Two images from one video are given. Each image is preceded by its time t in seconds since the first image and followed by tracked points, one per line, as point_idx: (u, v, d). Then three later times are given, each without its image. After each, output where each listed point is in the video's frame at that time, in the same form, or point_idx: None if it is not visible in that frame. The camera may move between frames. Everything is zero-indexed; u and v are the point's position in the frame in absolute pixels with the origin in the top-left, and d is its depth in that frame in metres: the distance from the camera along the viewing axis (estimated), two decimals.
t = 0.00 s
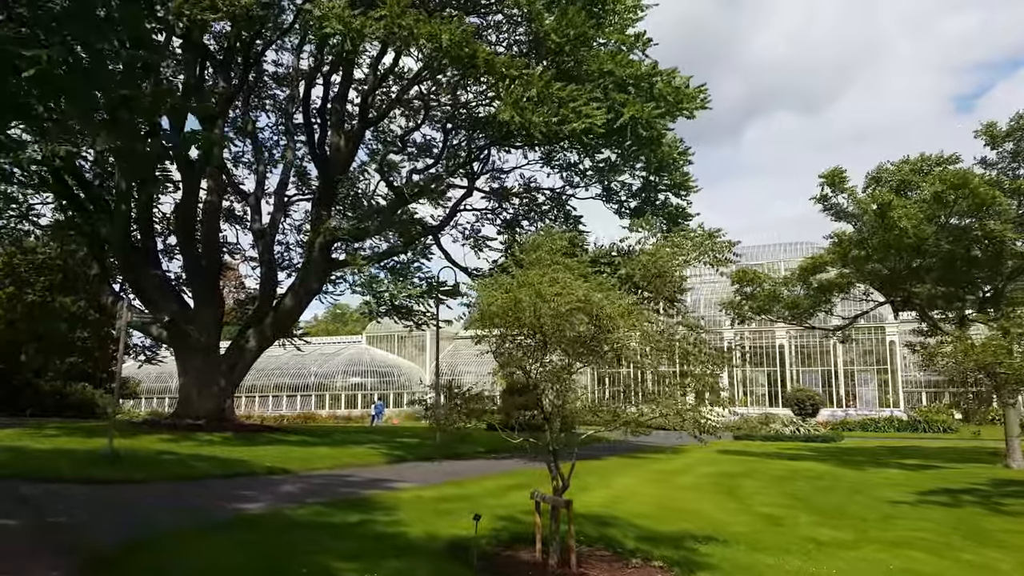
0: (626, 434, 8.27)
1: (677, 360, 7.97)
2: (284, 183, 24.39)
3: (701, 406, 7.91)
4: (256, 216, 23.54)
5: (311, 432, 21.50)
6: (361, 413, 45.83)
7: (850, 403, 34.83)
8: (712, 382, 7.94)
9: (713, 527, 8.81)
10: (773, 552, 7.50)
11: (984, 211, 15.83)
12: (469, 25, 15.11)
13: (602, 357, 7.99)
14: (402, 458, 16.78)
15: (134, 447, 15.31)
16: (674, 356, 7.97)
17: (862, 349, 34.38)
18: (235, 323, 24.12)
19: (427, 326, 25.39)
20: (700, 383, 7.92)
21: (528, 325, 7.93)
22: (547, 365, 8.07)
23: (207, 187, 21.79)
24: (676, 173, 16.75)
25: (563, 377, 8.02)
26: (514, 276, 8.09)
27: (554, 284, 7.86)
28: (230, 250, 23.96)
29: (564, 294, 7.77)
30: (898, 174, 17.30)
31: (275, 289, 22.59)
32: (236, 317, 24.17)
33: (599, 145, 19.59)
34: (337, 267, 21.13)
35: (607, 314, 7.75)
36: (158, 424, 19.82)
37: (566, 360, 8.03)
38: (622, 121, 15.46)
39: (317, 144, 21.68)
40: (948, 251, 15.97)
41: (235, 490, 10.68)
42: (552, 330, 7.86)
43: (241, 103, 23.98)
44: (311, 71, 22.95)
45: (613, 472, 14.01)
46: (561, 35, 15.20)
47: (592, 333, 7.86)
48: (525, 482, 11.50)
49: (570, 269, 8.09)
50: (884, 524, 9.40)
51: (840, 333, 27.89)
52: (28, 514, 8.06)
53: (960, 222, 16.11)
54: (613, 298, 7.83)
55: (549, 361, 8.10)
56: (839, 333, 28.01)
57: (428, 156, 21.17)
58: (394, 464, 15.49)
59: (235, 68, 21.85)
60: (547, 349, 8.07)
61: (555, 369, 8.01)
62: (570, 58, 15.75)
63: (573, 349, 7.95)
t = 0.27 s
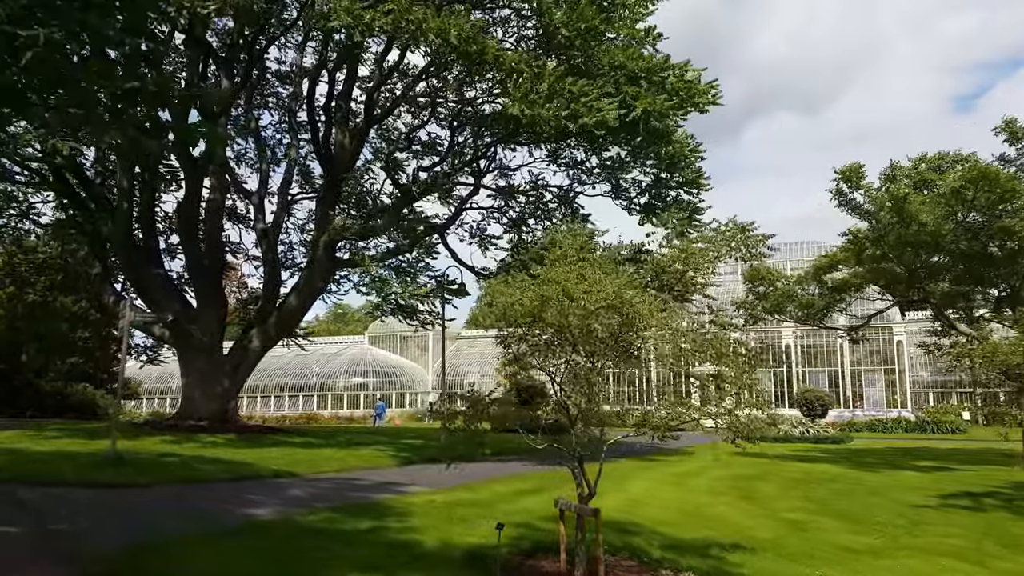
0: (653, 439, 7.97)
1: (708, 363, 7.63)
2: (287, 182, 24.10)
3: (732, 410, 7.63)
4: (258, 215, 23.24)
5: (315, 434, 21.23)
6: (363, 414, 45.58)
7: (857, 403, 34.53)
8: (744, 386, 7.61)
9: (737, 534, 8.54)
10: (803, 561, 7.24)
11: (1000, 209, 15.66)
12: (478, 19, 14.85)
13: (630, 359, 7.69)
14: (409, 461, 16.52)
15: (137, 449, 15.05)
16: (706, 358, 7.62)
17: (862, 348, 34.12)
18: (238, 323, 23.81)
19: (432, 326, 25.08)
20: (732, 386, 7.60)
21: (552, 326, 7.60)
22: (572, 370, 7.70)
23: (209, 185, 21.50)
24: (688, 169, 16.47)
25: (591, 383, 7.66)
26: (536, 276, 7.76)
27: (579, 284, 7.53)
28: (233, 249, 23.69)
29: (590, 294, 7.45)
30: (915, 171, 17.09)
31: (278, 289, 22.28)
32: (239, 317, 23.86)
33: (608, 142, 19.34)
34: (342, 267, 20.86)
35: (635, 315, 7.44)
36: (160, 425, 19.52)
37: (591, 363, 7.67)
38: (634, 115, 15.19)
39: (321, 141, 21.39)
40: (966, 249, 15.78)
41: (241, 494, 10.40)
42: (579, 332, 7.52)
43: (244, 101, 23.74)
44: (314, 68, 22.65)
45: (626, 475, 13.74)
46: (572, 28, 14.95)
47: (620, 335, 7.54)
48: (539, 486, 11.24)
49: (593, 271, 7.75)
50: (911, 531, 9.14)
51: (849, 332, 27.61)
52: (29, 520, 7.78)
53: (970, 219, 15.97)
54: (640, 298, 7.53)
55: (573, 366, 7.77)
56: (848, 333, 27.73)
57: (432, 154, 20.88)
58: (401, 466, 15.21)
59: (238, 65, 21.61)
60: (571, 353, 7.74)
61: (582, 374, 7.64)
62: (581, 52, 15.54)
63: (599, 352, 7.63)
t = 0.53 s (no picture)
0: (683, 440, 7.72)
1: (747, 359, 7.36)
2: (292, 179, 23.85)
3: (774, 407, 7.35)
4: (264, 213, 22.99)
5: (322, 434, 21.00)
6: (367, 414, 45.34)
7: (866, 403, 34.27)
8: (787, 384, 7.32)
9: (764, 537, 8.30)
10: (838, 567, 7.01)
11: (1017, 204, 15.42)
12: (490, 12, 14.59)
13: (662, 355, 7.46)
14: (418, 461, 16.27)
15: (142, 450, 14.81)
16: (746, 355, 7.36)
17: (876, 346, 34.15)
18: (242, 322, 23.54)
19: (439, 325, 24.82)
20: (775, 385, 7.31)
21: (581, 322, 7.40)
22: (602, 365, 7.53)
23: (214, 182, 21.27)
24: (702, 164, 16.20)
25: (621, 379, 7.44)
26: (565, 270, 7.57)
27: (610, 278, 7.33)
28: (237, 248, 23.46)
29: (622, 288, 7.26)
30: (933, 168, 16.93)
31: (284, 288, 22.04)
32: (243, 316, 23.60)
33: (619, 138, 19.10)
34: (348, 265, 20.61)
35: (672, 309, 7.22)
36: (164, 426, 19.25)
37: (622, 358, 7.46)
38: (650, 109, 14.89)
39: (326, 138, 21.14)
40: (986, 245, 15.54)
41: (251, 496, 10.16)
42: (608, 328, 7.31)
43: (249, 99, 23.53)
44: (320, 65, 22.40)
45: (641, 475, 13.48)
46: (585, 21, 14.77)
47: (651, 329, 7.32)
48: (556, 487, 11.00)
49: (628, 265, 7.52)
50: (941, 535, 8.93)
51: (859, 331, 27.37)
52: (35, 524, 7.53)
53: (980, 214, 15.61)
54: (675, 291, 7.29)
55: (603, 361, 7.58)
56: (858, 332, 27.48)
57: (439, 150, 20.63)
58: (411, 467, 14.96)
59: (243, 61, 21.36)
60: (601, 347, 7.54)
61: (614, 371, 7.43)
62: (593, 45, 15.30)
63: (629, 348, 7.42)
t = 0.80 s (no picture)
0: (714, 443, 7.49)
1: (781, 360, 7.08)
2: (296, 178, 23.60)
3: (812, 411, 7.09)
4: (268, 212, 22.73)
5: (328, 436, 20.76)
6: (370, 414, 45.08)
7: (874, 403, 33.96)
8: (823, 388, 7.05)
9: (791, 543, 8.05)
10: None
11: None
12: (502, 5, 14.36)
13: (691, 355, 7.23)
14: (427, 463, 16.01)
15: (147, 452, 14.58)
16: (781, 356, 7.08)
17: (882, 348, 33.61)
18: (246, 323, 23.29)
19: (445, 324, 24.54)
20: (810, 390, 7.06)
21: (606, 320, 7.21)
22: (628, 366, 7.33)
23: (218, 181, 21.03)
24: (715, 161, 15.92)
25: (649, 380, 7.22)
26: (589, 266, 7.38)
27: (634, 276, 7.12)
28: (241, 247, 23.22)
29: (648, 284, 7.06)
30: (950, 164, 16.67)
31: (288, 288, 21.78)
32: (247, 316, 23.36)
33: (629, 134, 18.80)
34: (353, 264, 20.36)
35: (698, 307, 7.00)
36: (167, 428, 18.98)
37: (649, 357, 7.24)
38: (664, 103, 14.61)
39: (332, 137, 20.91)
40: (1005, 243, 15.27)
41: (259, 501, 9.89)
42: (636, 327, 7.10)
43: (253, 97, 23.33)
44: (325, 62, 22.13)
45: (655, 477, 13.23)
46: (598, 15, 14.65)
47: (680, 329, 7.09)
48: (572, 491, 10.77)
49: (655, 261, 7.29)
50: (971, 541, 8.67)
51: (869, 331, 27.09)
52: (37, 533, 7.26)
53: (997, 211, 15.46)
54: (705, 287, 7.06)
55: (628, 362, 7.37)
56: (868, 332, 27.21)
57: (446, 148, 20.39)
58: (419, 470, 14.69)
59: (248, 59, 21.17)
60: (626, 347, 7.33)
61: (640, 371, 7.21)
62: (605, 39, 15.04)
63: (656, 347, 7.19)
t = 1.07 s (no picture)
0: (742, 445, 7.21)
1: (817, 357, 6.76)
2: (300, 176, 23.33)
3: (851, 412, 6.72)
4: (271, 210, 22.45)
5: (332, 437, 20.46)
6: (373, 415, 44.79)
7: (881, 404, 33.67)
8: (862, 388, 6.71)
9: (820, 551, 7.74)
10: None
11: None
12: None
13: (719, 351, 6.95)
14: (434, 465, 15.71)
15: (149, 454, 14.30)
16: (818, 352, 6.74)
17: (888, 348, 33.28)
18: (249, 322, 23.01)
19: (450, 324, 24.24)
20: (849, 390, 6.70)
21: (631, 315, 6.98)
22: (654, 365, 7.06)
23: (220, 178, 20.75)
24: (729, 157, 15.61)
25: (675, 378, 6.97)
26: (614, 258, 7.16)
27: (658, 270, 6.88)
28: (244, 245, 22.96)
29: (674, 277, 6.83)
30: (967, 160, 16.39)
31: (292, 287, 21.49)
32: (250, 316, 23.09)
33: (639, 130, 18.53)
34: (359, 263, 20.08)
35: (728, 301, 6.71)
36: (169, 429, 18.70)
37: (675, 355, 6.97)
38: (678, 96, 14.30)
39: (337, 133, 20.66)
40: None
41: (265, 504, 9.60)
42: (674, 322, 6.80)
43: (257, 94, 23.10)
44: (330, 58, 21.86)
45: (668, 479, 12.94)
46: (611, 6, 14.38)
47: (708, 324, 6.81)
48: (588, 494, 10.47)
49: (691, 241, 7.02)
50: (1003, 547, 8.38)
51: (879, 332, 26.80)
52: (35, 540, 6.96)
53: (1017, 208, 15.17)
54: (740, 279, 6.77)
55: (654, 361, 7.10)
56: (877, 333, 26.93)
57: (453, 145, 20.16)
58: (427, 472, 14.39)
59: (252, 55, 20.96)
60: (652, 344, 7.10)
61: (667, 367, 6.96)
62: (617, 31, 14.74)
63: (683, 344, 6.91)
